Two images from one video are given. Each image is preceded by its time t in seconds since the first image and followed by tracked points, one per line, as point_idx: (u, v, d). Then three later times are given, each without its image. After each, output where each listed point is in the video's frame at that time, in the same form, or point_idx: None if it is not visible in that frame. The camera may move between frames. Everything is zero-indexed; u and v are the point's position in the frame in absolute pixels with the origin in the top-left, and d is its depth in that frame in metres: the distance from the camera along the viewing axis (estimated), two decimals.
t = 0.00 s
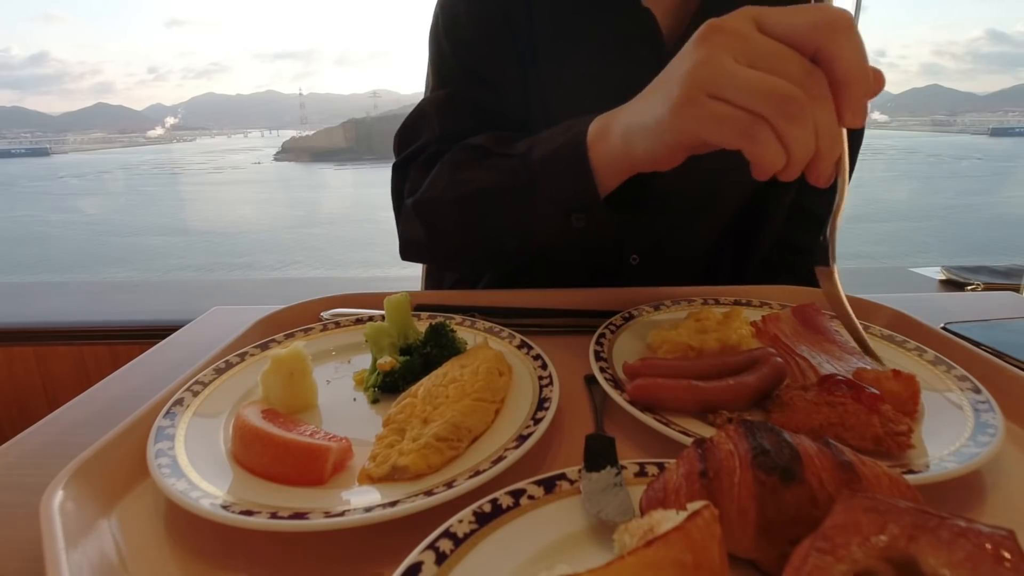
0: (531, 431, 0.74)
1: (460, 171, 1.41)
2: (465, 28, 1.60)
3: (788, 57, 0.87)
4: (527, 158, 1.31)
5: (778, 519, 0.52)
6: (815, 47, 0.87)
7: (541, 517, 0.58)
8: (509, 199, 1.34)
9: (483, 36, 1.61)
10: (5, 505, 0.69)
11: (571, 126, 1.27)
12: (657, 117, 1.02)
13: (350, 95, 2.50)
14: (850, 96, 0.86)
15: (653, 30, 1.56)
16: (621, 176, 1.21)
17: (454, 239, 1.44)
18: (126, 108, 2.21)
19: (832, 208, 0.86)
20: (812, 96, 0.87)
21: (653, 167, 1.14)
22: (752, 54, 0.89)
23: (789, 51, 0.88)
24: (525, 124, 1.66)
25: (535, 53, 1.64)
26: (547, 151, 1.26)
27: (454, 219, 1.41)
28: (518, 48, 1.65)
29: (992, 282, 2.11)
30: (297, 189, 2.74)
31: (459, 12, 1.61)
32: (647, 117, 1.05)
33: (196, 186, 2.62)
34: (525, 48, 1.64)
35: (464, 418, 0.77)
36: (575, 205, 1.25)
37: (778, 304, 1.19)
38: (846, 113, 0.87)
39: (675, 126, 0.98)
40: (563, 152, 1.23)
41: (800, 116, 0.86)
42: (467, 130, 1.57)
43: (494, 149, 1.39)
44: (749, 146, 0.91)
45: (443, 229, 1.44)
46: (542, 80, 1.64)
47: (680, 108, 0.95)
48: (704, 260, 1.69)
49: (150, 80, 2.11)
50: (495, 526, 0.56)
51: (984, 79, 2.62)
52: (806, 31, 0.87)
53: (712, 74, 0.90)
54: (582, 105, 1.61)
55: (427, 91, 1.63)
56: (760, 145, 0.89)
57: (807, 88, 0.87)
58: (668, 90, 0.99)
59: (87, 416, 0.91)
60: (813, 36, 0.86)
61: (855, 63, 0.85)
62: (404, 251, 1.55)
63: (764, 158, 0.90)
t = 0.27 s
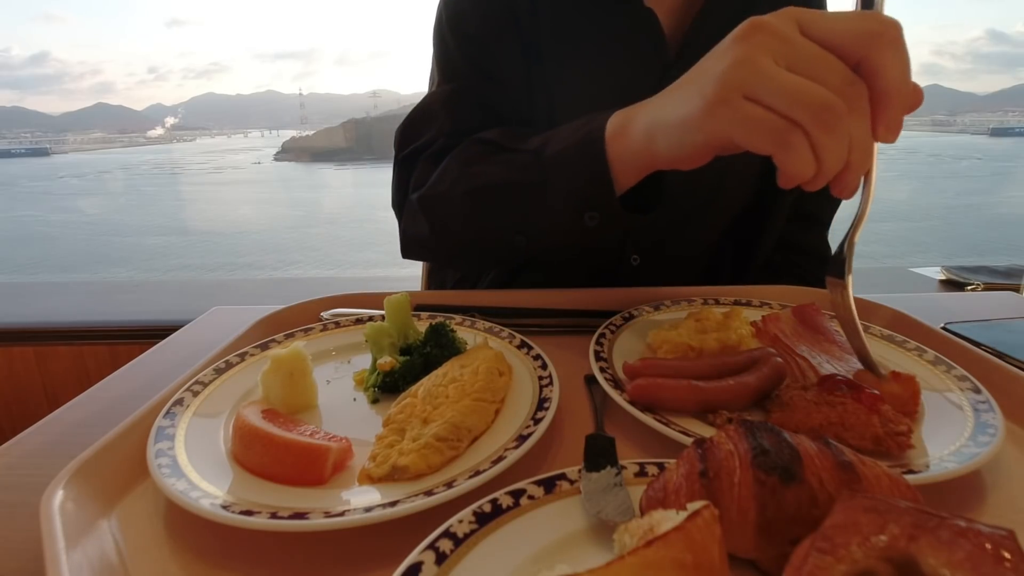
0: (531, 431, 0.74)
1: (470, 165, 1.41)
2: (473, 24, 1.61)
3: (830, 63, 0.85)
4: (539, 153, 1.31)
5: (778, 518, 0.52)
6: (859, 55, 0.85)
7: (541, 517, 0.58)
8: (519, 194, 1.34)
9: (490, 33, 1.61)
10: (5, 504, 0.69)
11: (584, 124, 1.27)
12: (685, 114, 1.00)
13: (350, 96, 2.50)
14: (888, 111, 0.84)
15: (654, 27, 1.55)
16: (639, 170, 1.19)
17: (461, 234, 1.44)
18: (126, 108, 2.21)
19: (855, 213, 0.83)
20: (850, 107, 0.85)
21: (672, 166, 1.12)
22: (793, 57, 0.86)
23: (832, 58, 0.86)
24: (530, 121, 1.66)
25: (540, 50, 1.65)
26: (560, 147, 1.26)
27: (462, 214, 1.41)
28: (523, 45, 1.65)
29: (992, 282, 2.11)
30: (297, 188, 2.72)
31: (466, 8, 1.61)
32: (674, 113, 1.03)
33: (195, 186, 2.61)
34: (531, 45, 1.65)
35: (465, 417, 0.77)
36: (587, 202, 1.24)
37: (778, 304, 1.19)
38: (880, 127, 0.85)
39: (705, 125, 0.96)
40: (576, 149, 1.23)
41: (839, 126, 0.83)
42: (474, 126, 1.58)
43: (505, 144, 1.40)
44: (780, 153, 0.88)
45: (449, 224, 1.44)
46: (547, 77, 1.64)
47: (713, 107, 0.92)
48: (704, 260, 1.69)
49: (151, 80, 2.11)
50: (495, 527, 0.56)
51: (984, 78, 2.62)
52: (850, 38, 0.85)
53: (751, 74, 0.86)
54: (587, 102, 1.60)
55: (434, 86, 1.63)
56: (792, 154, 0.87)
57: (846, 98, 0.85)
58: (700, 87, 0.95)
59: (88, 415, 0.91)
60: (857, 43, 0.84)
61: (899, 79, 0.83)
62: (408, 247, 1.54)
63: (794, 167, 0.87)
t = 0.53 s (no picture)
0: (531, 431, 0.74)
1: (473, 164, 1.41)
2: (474, 23, 1.60)
3: (846, 72, 0.84)
4: (543, 153, 1.31)
5: (778, 518, 0.52)
6: (876, 64, 0.83)
7: (541, 517, 0.58)
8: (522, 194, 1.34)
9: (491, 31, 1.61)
10: (5, 505, 0.69)
11: (591, 125, 1.26)
12: (695, 121, 0.99)
13: (350, 96, 2.50)
14: (902, 123, 0.83)
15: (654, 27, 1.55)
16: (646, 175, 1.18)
17: (464, 234, 1.44)
18: (127, 108, 2.21)
19: (863, 224, 0.83)
20: (864, 118, 0.84)
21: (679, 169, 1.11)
22: (807, 66, 0.85)
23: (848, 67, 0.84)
24: (531, 120, 1.67)
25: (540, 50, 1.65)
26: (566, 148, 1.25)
27: (465, 213, 1.41)
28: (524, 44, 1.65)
29: (992, 282, 2.10)
30: (297, 188, 2.69)
31: (467, 5, 1.61)
32: (684, 119, 1.02)
33: (194, 186, 2.56)
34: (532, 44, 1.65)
35: (465, 417, 0.77)
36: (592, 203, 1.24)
37: (778, 304, 1.19)
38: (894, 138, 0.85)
39: (715, 131, 0.95)
40: (580, 149, 1.23)
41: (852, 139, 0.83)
42: (476, 124, 1.57)
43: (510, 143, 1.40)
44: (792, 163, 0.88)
45: (452, 223, 1.44)
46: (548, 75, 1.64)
47: (723, 115, 0.91)
48: (704, 259, 1.68)
49: (151, 80, 2.11)
50: (495, 527, 0.56)
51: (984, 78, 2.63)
52: (869, 46, 0.83)
53: (765, 82, 0.85)
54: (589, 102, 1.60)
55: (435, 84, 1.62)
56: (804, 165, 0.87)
57: (860, 109, 0.84)
58: (711, 93, 0.94)
59: (87, 416, 0.91)
60: (874, 52, 0.82)
61: (916, 90, 0.82)
62: (409, 244, 1.54)
63: (806, 178, 0.88)
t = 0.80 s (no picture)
0: (531, 431, 0.74)
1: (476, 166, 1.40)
2: (474, 22, 1.59)
3: (863, 103, 0.84)
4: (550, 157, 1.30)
5: (778, 518, 0.52)
6: (889, 94, 0.83)
7: (541, 517, 0.58)
8: (523, 201, 1.32)
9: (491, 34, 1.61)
10: (5, 505, 0.69)
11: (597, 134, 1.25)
12: (707, 141, 0.98)
13: (350, 96, 2.50)
14: (915, 153, 0.84)
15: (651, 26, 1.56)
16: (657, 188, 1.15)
17: (466, 236, 1.43)
18: (126, 108, 2.21)
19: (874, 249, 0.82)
20: (881, 148, 0.84)
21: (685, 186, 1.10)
22: (827, 93, 0.85)
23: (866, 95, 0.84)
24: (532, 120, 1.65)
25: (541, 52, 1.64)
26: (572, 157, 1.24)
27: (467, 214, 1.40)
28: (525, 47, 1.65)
29: (992, 282, 2.10)
30: (297, 189, 2.71)
31: (468, 6, 1.60)
32: (695, 139, 1.01)
33: (194, 187, 2.59)
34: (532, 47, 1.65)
35: (465, 418, 0.77)
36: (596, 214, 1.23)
37: (778, 304, 1.19)
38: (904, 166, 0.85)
39: (728, 156, 0.93)
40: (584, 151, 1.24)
41: (869, 171, 0.83)
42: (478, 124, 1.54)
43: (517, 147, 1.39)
44: (806, 189, 0.87)
45: (455, 226, 1.43)
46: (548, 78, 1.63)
47: (739, 140, 0.90)
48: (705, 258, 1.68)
49: (151, 80, 2.11)
50: (495, 527, 0.56)
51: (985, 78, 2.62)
52: (887, 76, 0.83)
53: (785, 109, 0.84)
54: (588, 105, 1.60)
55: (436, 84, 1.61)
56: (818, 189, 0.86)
57: (876, 138, 0.84)
58: (726, 114, 0.93)
59: (86, 416, 0.91)
60: (892, 81, 0.82)
61: (930, 121, 0.82)
62: (410, 245, 1.55)
63: (819, 206, 0.87)
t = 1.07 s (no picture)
0: (531, 431, 0.74)
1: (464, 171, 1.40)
2: (464, 28, 1.59)
3: (749, 50, 0.76)
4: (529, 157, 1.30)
5: (778, 518, 0.52)
6: (776, 33, 0.73)
7: (541, 516, 0.58)
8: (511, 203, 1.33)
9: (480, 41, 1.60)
10: (5, 505, 0.69)
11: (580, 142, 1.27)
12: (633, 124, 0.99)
13: (350, 96, 2.51)
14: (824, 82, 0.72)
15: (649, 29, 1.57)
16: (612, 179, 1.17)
17: (446, 244, 1.45)
18: (127, 108, 2.21)
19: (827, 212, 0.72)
20: (784, 88, 0.75)
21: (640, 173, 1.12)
22: (708, 53, 0.79)
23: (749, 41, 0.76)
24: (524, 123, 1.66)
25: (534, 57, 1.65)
26: (537, 161, 1.25)
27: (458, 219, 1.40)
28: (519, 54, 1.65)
29: (992, 282, 2.10)
30: (297, 188, 2.70)
31: (458, 12, 1.60)
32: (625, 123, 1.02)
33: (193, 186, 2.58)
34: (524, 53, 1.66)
35: (465, 417, 0.77)
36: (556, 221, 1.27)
37: (778, 304, 1.19)
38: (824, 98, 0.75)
39: (650, 135, 0.94)
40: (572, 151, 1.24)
41: (776, 117, 0.76)
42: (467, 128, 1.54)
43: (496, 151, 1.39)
44: (722, 151, 0.86)
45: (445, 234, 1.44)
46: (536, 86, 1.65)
47: (651, 121, 0.90)
48: (702, 259, 1.69)
49: (151, 80, 2.11)
50: (495, 527, 0.56)
51: (984, 78, 2.63)
52: (765, 14, 0.73)
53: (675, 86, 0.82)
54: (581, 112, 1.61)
55: (425, 92, 1.61)
56: (733, 150, 0.84)
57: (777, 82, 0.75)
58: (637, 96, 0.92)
59: (85, 417, 0.91)
60: (772, 22, 0.72)
61: (820, 48, 0.70)
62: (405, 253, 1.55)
63: (746, 158, 0.83)
